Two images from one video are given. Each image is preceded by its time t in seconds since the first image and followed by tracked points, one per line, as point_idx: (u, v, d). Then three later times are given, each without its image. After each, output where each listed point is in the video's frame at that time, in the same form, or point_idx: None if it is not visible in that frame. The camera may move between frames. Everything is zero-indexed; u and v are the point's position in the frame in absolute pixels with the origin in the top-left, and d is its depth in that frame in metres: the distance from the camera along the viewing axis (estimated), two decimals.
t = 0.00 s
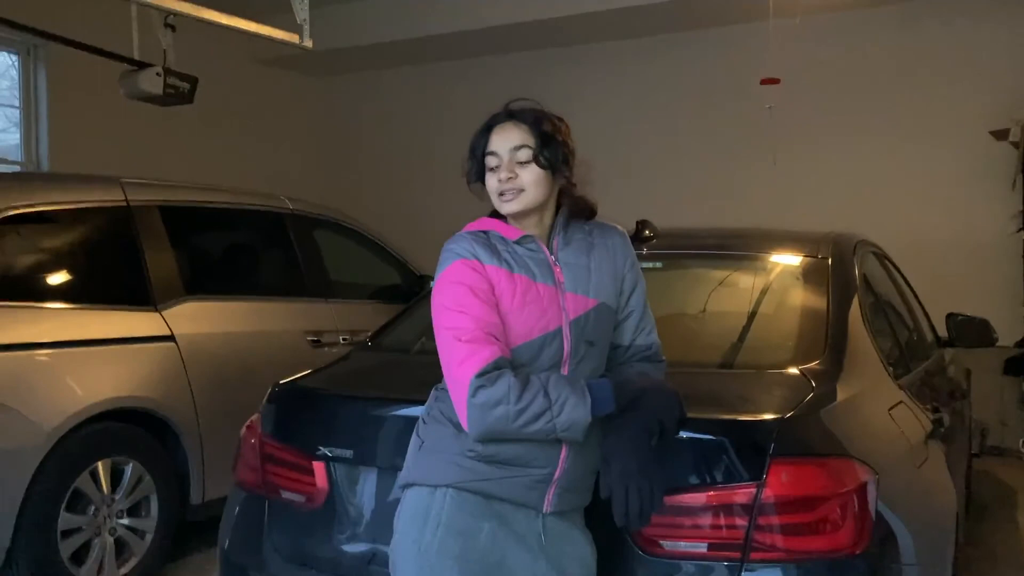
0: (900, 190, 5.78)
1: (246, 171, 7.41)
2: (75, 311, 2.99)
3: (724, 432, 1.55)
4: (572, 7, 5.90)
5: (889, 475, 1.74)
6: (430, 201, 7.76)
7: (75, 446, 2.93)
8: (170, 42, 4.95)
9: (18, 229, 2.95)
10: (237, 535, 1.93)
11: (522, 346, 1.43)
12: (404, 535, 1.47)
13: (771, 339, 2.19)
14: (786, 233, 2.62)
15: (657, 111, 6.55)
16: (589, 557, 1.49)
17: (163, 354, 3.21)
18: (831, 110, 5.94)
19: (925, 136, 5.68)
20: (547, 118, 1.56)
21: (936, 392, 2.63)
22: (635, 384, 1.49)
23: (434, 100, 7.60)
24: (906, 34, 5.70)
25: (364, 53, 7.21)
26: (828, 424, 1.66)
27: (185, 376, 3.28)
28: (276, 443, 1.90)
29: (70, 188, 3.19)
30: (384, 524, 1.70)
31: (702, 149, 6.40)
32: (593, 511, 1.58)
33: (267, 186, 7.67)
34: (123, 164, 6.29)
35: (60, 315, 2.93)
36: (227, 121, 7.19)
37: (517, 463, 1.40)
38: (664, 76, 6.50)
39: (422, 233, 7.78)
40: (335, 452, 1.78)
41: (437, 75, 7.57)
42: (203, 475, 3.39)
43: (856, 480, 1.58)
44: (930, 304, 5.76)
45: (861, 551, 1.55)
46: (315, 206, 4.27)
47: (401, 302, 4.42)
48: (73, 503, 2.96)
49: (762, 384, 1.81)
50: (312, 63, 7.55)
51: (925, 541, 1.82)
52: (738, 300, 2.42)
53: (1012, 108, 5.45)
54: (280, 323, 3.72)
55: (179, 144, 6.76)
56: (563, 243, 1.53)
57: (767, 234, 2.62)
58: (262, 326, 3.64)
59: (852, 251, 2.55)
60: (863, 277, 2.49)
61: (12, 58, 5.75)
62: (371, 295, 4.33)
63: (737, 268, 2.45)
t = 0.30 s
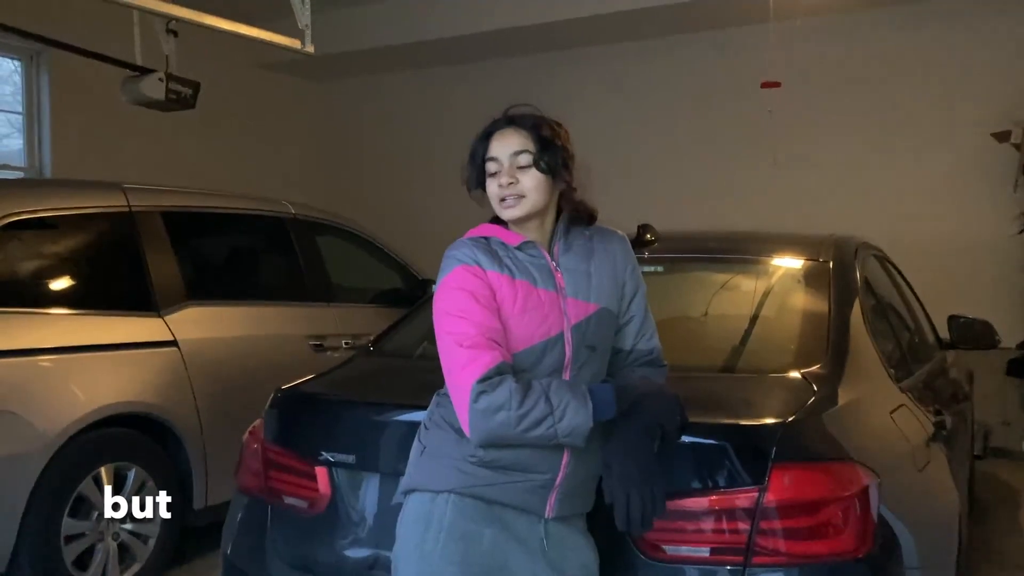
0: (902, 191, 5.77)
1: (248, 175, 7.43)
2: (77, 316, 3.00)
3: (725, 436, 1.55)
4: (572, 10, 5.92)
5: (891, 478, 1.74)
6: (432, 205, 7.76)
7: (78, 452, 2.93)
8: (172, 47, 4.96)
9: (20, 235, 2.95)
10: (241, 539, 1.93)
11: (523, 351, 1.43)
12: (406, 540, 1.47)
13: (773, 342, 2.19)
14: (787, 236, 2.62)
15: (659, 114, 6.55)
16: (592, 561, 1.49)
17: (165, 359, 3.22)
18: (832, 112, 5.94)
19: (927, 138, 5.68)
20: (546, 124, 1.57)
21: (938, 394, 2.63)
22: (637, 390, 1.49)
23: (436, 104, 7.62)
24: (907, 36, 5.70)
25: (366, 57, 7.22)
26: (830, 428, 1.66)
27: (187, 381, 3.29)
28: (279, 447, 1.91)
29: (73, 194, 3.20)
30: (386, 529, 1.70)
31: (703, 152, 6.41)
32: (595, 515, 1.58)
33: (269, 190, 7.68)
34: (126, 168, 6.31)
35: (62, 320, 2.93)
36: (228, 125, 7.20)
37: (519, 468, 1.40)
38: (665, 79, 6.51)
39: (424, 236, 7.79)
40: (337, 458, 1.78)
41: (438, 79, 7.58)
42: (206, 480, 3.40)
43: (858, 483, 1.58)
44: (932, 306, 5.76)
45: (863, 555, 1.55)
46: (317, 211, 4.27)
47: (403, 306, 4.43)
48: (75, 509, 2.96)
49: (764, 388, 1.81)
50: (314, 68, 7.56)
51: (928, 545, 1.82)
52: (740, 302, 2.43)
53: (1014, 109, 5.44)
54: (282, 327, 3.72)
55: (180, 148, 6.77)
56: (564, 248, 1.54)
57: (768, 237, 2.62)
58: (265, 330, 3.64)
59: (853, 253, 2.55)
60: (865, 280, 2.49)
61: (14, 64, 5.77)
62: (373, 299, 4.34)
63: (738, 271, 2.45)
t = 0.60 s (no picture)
0: (903, 191, 5.77)
1: (248, 178, 7.43)
2: (79, 319, 3.00)
3: (727, 437, 1.55)
4: (572, 12, 5.92)
5: (893, 479, 1.73)
6: (432, 207, 7.76)
7: (80, 454, 2.93)
8: (172, 50, 4.96)
9: (21, 238, 2.96)
10: (241, 543, 1.92)
11: (523, 354, 1.43)
12: (407, 543, 1.47)
13: (774, 343, 2.19)
14: (788, 237, 2.61)
15: (659, 115, 6.55)
16: (592, 563, 1.49)
17: (167, 362, 3.22)
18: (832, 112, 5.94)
19: (928, 138, 5.67)
20: (545, 125, 1.57)
21: (940, 394, 2.62)
22: (637, 391, 1.48)
23: (436, 105, 7.61)
24: (908, 35, 5.70)
25: (366, 59, 7.22)
26: (832, 429, 1.65)
27: (189, 384, 3.29)
28: (280, 450, 1.91)
29: (74, 197, 3.20)
30: (387, 532, 1.70)
31: (704, 152, 6.40)
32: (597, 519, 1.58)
33: (270, 192, 7.68)
34: (126, 171, 6.32)
35: (64, 323, 2.93)
36: (229, 128, 7.20)
37: (520, 471, 1.40)
38: (665, 80, 6.51)
39: (425, 238, 7.78)
40: (338, 460, 1.78)
41: (438, 81, 7.58)
42: (207, 483, 3.39)
43: (860, 484, 1.57)
44: (933, 306, 5.75)
45: (865, 557, 1.54)
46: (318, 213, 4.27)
47: (404, 309, 4.42)
48: (77, 511, 2.96)
49: (766, 389, 1.81)
50: (314, 70, 7.56)
51: (931, 545, 1.82)
52: (741, 303, 2.43)
53: (1015, 108, 5.44)
54: (283, 330, 3.72)
55: (181, 151, 6.77)
56: (564, 249, 1.53)
57: (769, 237, 2.62)
58: (265, 333, 3.64)
59: (855, 254, 2.55)
60: (866, 280, 2.48)
61: (14, 68, 5.78)
62: (374, 302, 4.33)
63: (738, 272, 2.46)
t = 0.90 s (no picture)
0: (905, 191, 5.76)
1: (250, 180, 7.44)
2: (80, 322, 3.00)
3: (728, 438, 1.55)
4: (572, 13, 5.93)
5: (896, 480, 1.73)
6: (434, 208, 7.76)
7: (82, 457, 2.94)
8: (173, 53, 4.97)
9: (24, 241, 2.96)
10: (243, 545, 1.92)
11: (525, 355, 1.43)
12: (409, 545, 1.47)
13: (776, 343, 2.19)
14: (789, 238, 2.62)
15: (660, 116, 6.55)
16: (595, 565, 1.49)
17: (169, 365, 3.22)
18: (834, 113, 5.94)
19: (929, 138, 5.67)
20: (545, 126, 1.56)
21: (943, 394, 2.62)
22: (639, 393, 1.48)
23: (437, 108, 7.62)
24: (908, 36, 5.70)
25: (367, 62, 7.23)
26: (835, 430, 1.65)
27: (191, 387, 3.29)
28: (282, 453, 1.91)
29: (75, 200, 3.21)
30: (389, 534, 1.70)
31: (706, 153, 6.40)
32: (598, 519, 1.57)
33: (271, 195, 7.69)
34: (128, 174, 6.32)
35: (66, 326, 2.93)
36: (230, 131, 7.21)
37: (522, 472, 1.40)
38: (666, 81, 6.51)
39: (426, 240, 7.78)
40: (340, 462, 1.78)
41: (439, 83, 7.58)
42: (209, 485, 3.40)
43: (863, 485, 1.57)
44: (935, 306, 5.74)
45: (868, 557, 1.54)
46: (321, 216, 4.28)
47: (406, 310, 4.42)
48: (80, 514, 2.96)
49: (767, 390, 1.81)
50: (315, 73, 7.57)
51: (934, 547, 1.81)
52: (742, 303, 2.43)
53: (1016, 108, 5.43)
54: (285, 333, 3.72)
55: (182, 154, 6.78)
56: (564, 251, 1.53)
57: (770, 239, 2.62)
58: (268, 335, 3.64)
59: (856, 254, 2.55)
60: (867, 280, 2.48)
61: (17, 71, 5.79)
62: (376, 304, 4.33)
63: (740, 273, 2.47)
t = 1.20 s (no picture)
0: (906, 192, 5.76)
1: (252, 183, 7.45)
2: (83, 325, 3.00)
3: (730, 439, 1.55)
4: (573, 15, 5.94)
5: (897, 481, 1.73)
6: (435, 210, 7.77)
7: (84, 460, 2.94)
8: (175, 56, 4.98)
9: (25, 245, 2.97)
10: (245, 548, 1.93)
11: (526, 357, 1.43)
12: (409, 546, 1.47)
13: (777, 344, 2.19)
14: (791, 239, 2.62)
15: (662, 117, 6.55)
16: (595, 567, 1.49)
17: (171, 367, 3.22)
18: (835, 114, 5.94)
19: (930, 139, 5.67)
20: (548, 127, 1.57)
21: (944, 395, 2.62)
22: (639, 395, 1.49)
23: (439, 110, 7.63)
24: (910, 37, 5.70)
25: (368, 64, 7.24)
26: (836, 431, 1.65)
27: (192, 390, 3.29)
28: (284, 455, 1.91)
29: (78, 203, 3.22)
30: (390, 536, 1.70)
31: (707, 155, 6.40)
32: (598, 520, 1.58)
33: (273, 197, 7.69)
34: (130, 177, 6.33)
35: (68, 329, 2.94)
36: (232, 133, 7.22)
37: (522, 473, 1.40)
38: (667, 82, 6.51)
39: (428, 242, 7.79)
40: (342, 464, 1.78)
41: (441, 85, 7.59)
42: (211, 488, 3.40)
43: (864, 486, 1.57)
44: (937, 306, 5.74)
45: (869, 559, 1.54)
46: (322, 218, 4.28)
47: (407, 312, 4.42)
48: (82, 517, 2.97)
49: (769, 391, 1.81)
50: (316, 75, 7.58)
51: (935, 548, 1.81)
52: (743, 306, 2.41)
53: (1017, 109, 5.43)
54: (287, 335, 3.73)
55: (184, 157, 6.79)
56: (566, 252, 1.54)
57: (772, 240, 2.62)
58: (270, 337, 3.65)
59: (858, 256, 2.55)
60: (869, 282, 2.49)
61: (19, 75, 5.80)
62: (378, 305, 4.33)
63: (742, 275, 2.46)
